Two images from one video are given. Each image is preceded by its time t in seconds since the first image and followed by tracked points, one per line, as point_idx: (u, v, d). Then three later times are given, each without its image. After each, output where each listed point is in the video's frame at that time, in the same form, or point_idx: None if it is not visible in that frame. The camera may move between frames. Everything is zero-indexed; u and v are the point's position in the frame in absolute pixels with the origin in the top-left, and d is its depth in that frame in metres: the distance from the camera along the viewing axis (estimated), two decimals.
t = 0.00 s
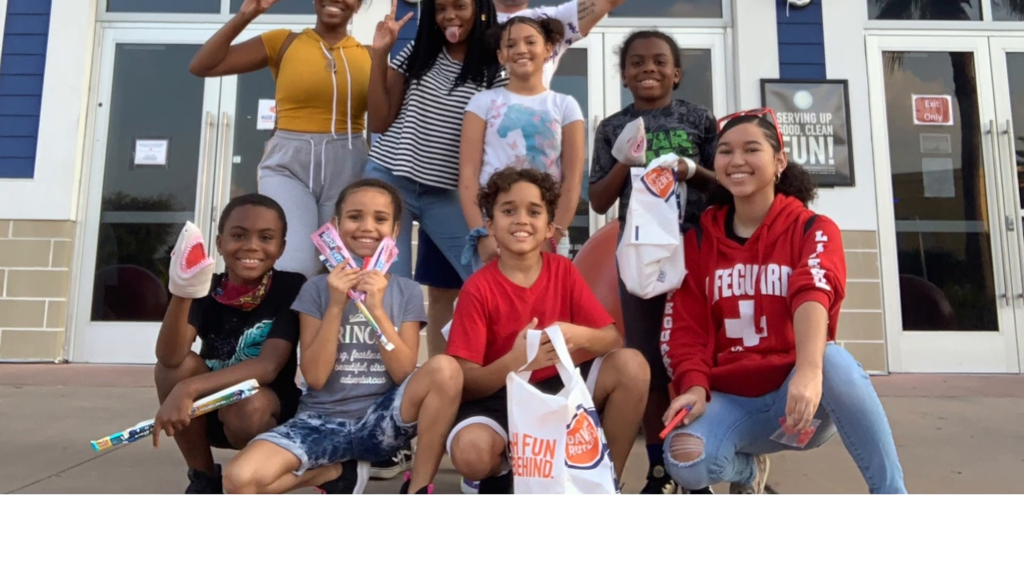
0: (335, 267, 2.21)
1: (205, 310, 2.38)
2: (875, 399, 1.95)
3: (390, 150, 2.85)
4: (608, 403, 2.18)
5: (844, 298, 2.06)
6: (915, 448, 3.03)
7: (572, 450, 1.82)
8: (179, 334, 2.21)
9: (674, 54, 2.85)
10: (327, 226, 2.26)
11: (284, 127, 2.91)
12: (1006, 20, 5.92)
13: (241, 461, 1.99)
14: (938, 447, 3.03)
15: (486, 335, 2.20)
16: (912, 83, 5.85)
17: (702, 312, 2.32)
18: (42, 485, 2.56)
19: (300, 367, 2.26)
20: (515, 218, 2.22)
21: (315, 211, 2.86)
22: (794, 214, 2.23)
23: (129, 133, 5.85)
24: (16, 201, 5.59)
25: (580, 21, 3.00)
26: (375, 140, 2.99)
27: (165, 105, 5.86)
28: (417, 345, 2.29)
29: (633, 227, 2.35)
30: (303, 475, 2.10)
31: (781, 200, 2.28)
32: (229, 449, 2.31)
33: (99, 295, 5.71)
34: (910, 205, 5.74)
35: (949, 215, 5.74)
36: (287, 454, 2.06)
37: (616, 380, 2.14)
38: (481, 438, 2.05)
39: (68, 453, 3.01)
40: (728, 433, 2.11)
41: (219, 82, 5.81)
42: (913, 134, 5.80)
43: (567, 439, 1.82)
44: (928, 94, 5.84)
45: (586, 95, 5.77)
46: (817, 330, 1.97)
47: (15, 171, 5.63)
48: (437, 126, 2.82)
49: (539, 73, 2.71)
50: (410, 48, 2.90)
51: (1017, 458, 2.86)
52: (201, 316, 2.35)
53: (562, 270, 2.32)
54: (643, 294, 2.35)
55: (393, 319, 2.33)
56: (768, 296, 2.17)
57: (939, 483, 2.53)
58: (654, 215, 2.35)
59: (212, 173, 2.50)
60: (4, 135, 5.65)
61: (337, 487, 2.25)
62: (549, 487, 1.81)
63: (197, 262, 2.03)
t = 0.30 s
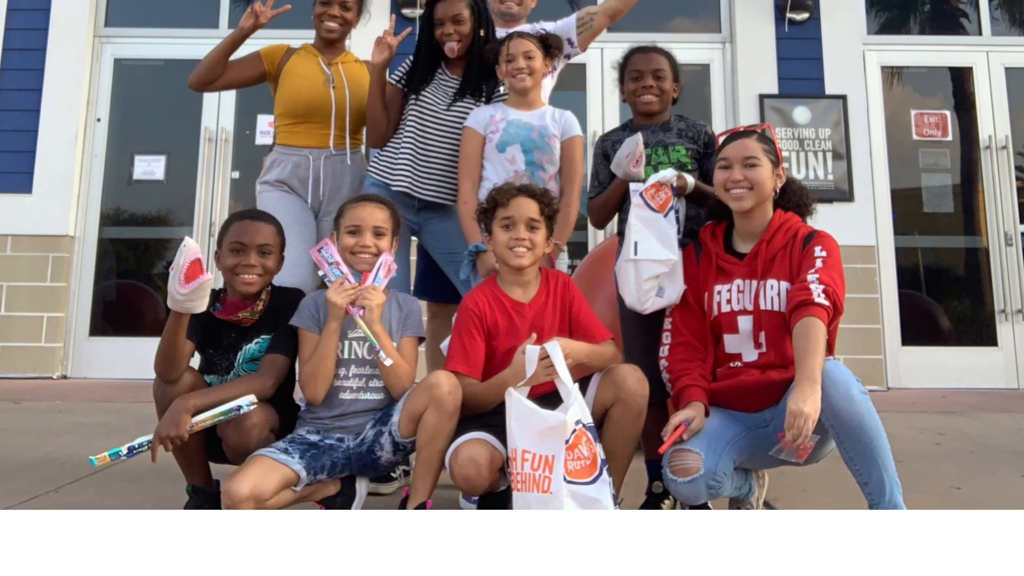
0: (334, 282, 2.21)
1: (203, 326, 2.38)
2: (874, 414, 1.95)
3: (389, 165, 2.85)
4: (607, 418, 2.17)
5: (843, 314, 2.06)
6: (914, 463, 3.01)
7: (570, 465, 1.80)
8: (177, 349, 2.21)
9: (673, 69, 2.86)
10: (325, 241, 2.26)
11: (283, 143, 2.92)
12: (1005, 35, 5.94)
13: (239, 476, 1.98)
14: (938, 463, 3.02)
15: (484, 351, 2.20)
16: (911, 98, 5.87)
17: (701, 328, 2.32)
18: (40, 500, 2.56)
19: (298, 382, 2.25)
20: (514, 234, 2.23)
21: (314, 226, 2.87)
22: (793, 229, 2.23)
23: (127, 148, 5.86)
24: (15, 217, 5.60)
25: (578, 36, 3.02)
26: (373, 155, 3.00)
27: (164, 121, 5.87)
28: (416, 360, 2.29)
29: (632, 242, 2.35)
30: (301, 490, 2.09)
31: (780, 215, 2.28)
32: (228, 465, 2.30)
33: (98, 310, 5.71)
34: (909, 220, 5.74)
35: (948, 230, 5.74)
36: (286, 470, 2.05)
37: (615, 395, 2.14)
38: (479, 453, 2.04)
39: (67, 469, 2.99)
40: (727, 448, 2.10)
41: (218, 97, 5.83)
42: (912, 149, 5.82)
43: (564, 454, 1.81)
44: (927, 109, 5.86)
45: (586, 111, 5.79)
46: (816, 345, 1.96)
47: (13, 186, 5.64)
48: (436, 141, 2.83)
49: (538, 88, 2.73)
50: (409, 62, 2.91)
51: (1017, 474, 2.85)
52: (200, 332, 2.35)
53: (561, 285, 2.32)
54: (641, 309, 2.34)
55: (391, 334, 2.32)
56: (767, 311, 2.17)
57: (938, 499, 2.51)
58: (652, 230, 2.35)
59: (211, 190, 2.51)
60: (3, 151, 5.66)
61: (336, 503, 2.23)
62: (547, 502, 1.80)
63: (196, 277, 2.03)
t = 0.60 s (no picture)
0: (332, 297, 2.21)
1: (202, 342, 2.38)
2: (873, 430, 1.94)
3: (387, 181, 2.86)
4: (606, 434, 2.16)
5: (842, 329, 2.06)
6: (914, 479, 3.00)
7: (569, 481, 1.79)
8: (176, 365, 2.21)
9: (672, 84, 2.87)
10: (324, 257, 2.26)
11: (281, 158, 2.93)
12: (1005, 50, 5.97)
13: (237, 491, 1.98)
14: (937, 478, 3.00)
15: (483, 366, 2.19)
16: (910, 114, 5.90)
17: (700, 343, 2.31)
18: (38, 516, 2.54)
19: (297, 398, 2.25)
20: (512, 249, 2.23)
21: (313, 241, 2.87)
22: (792, 244, 2.24)
23: (126, 164, 5.87)
24: (13, 232, 5.60)
25: (577, 51, 3.03)
26: (372, 170, 3.00)
27: (163, 136, 5.89)
28: (414, 375, 2.28)
29: (631, 257, 2.36)
30: (299, 506, 2.08)
31: (779, 230, 2.28)
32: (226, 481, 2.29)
33: (96, 326, 5.71)
34: (908, 235, 5.75)
35: (947, 245, 5.75)
36: (284, 486, 2.04)
37: (614, 411, 2.13)
38: (478, 469, 2.04)
39: (65, 484, 2.98)
40: (725, 463, 2.10)
41: (217, 112, 5.84)
42: (911, 164, 5.83)
43: (563, 470, 1.80)
44: (927, 124, 5.88)
45: (585, 126, 5.81)
46: (815, 361, 1.96)
47: (11, 202, 5.64)
48: (435, 157, 2.84)
49: (537, 103, 2.74)
50: (407, 78, 2.92)
51: (1017, 490, 2.83)
52: (199, 347, 2.35)
53: (560, 300, 2.32)
54: (640, 325, 2.34)
55: (390, 350, 2.32)
56: (766, 326, 2.17)
57: (937, 514, 2.50)
58: (651, 246, 2.35)
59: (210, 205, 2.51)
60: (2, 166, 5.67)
61: (335, 519, 2.22)
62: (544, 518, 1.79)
63: (195, 292, 2.03)
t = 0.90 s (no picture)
0: (331, 312, 2.21)
1: (201, 357, 2.38)
2: (871, 444, 1.94)
3: (386, 196, 2.87)
4: (604, 449, 2.16)
5: (841, 345, 2.06)
6: (913, 495, 2.99)
7: (568, 496, 1.79)
8: (174, 381, 2.20)
9: (670, 99, 2.88)
10: (322, 272, 2.26)
11: (280, 173, 2.94)
12: (1004, 66, 6.00)
13: (237, 507, 1.97)
14: (936, 494, 2.99)
15: (482, 382, 2.19)
16: (909, 129, 5.92)
17: (698, 358, 2.31)
18: (35, 531, 2.53)
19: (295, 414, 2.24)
20: (511, 264, 2.23)
21: (311, 256, 2.87)
22: (791, 259, 2.24)
23: (124, 179, 5.88)
24: (12, 248, 5.60)
25: (576, 66, 3.05)
26: (370, 186, 3.01)
27: (161, 151, 5.90)
28: (413, 391, 2.27)
29: (629, 272, 2.35)
30: (298, 521, 2.07)
31: (778, 245, 2.29)
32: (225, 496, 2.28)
33: (94, 341, 5.71)
34: (907, 251, 5.76)
35: (946, 260, 5.75)
36: (283, 501, 2.03)
37: (612, 427, 2.13)
38: (477, 484, 2.03)
39: (62, 500, 2.97)
40: (724, 479, 2.09)
41: (215, 127, 5.86)
42: (910, 180, 5.84)
43: (563, 485, 1.80)
44: (926, 140, 5.90)
45: (583, 142, 5.84)
46: (814, 375, 1.96)
47: (9, 218, 5.64)
48: (433, 172, 2.85)
49: (535, 118, 2.75)
50: (406, 93, 2.93)
51: (1016, 505, 2.82)
52: (197, 363, 2.35)
53: (558, 316, 2.32)
54: (639, 340, 2.34)
55: (388, 365, 2.32)
56: (764, 342, 2.16)
57: (937, 530, 2.49)
58: (650, 261, 2.34)
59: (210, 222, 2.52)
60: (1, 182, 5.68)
61: (333, 534, 2.21)
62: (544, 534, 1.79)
63: (193, 308, 2.04)
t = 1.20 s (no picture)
0: (329, 328, 2.21)
1: (199, 373, 2.37)
2: (870, 460, 1.93)
3: (384, 212, 2.87)
4: (603, 465, 2.15)
5: (840, 360, 2.06)
6: (912, 510, 2.97)
7: (566, 512, 1.79)
8: (172, 397, 2.20)
9: (669, 115, 2.90)
10: (321, 287, 2.26)
11: (278, 189, 2.95)
12: (1002, 81, 6.03)
13: (235, 523, 1.96)
14: (935, 509, 2.98)
15: (480, 397, 2.18)
16: (908, 144, 5.94)
17: (697, 374, 2.31)
18: (32, 547, 2.52)
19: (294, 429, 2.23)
20: (509, 279, 2.23)
21: (309, 272, 2.87)
22: (790, 275, 2.24)
23: (123, 195, 5.89)
24: (10, 264, 5.60)
25: (575, 81, 3.06)
26: (369, 201, 3.02)
27: (159, 166, 5.91)
28: (411, 407, 2.27)
29: (628, 288, 2.35)
30: (297, 537, 2.06)
31: (777, 261, 2.29)
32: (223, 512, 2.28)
33: (93, 357, 5.71)
34: (905, 266, 5.77)
35: (945, 275, 5.76)
36: (281, 516, 2.03)
37: (611, 442, 2.12)
38: (475, 500, 2.02)
39: (61, 515, 2.95)
40: (723, 494, 2.08)
41: (214, 142, 5.87)
42: (909, 195, 5.86)
43: (562, 500, 1.80)
44: (925, 155, 5.92)
45: (582, 158, 5.86)
46: (812, 391, 1.95)
47: (8, 233, 5.65)
48: (431, 188, 2.86)
49: (534, 134, 2.76)
50: (404, 108, 2.94)
51: (1015, 521, 2.81)
52: (195, 378, 2.35)
53: (557, 331, 2.32)
54: (638, 355, 2.33)
55: (387, 381, 2.31)
56: (763, 357, 2.16)
57: (936, 545, 2.47)
58: (649, 276, 2.34)
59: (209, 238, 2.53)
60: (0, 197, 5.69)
61: (331, 550, 2.20)
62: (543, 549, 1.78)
63: (191, 323, 2.03)
